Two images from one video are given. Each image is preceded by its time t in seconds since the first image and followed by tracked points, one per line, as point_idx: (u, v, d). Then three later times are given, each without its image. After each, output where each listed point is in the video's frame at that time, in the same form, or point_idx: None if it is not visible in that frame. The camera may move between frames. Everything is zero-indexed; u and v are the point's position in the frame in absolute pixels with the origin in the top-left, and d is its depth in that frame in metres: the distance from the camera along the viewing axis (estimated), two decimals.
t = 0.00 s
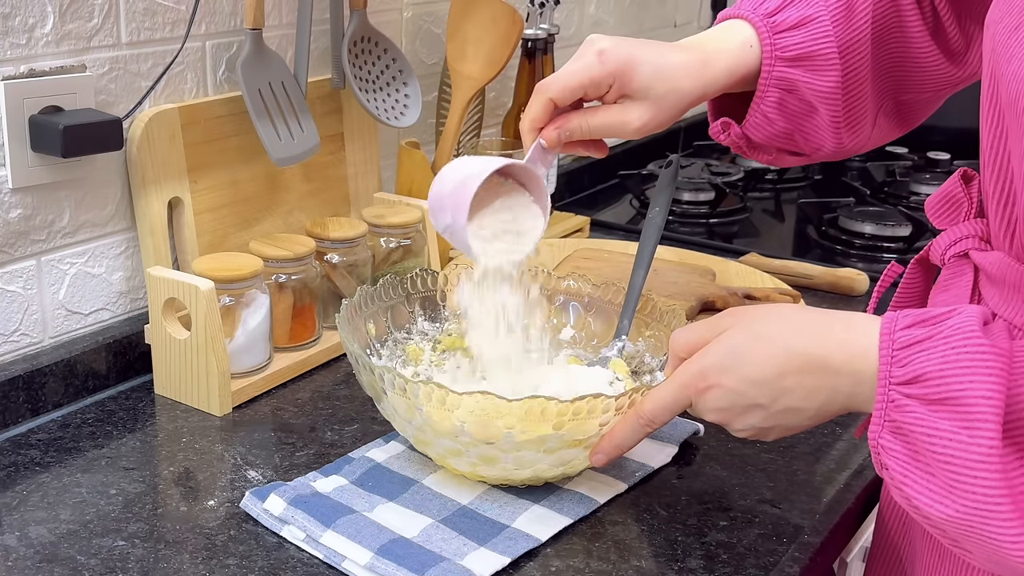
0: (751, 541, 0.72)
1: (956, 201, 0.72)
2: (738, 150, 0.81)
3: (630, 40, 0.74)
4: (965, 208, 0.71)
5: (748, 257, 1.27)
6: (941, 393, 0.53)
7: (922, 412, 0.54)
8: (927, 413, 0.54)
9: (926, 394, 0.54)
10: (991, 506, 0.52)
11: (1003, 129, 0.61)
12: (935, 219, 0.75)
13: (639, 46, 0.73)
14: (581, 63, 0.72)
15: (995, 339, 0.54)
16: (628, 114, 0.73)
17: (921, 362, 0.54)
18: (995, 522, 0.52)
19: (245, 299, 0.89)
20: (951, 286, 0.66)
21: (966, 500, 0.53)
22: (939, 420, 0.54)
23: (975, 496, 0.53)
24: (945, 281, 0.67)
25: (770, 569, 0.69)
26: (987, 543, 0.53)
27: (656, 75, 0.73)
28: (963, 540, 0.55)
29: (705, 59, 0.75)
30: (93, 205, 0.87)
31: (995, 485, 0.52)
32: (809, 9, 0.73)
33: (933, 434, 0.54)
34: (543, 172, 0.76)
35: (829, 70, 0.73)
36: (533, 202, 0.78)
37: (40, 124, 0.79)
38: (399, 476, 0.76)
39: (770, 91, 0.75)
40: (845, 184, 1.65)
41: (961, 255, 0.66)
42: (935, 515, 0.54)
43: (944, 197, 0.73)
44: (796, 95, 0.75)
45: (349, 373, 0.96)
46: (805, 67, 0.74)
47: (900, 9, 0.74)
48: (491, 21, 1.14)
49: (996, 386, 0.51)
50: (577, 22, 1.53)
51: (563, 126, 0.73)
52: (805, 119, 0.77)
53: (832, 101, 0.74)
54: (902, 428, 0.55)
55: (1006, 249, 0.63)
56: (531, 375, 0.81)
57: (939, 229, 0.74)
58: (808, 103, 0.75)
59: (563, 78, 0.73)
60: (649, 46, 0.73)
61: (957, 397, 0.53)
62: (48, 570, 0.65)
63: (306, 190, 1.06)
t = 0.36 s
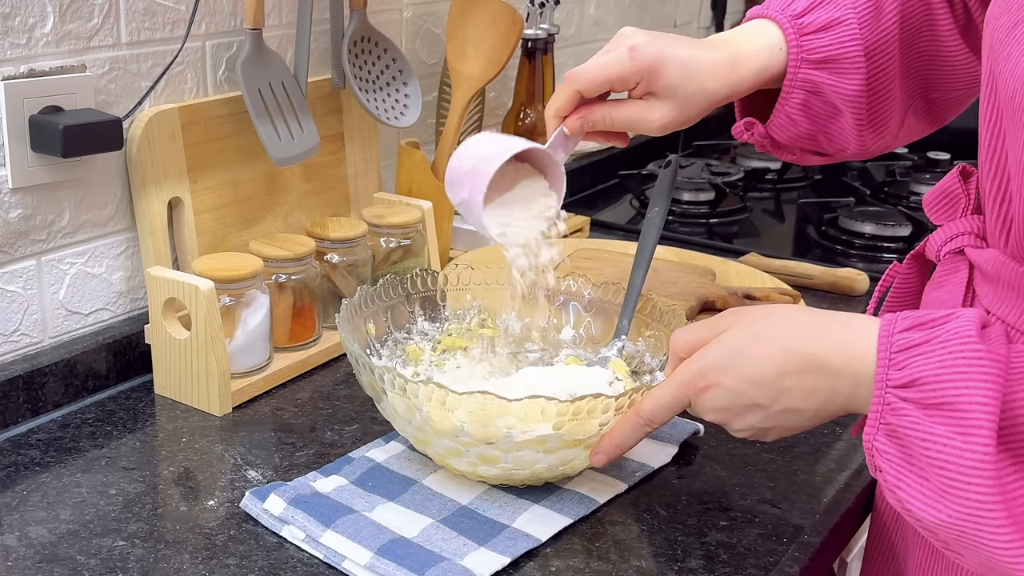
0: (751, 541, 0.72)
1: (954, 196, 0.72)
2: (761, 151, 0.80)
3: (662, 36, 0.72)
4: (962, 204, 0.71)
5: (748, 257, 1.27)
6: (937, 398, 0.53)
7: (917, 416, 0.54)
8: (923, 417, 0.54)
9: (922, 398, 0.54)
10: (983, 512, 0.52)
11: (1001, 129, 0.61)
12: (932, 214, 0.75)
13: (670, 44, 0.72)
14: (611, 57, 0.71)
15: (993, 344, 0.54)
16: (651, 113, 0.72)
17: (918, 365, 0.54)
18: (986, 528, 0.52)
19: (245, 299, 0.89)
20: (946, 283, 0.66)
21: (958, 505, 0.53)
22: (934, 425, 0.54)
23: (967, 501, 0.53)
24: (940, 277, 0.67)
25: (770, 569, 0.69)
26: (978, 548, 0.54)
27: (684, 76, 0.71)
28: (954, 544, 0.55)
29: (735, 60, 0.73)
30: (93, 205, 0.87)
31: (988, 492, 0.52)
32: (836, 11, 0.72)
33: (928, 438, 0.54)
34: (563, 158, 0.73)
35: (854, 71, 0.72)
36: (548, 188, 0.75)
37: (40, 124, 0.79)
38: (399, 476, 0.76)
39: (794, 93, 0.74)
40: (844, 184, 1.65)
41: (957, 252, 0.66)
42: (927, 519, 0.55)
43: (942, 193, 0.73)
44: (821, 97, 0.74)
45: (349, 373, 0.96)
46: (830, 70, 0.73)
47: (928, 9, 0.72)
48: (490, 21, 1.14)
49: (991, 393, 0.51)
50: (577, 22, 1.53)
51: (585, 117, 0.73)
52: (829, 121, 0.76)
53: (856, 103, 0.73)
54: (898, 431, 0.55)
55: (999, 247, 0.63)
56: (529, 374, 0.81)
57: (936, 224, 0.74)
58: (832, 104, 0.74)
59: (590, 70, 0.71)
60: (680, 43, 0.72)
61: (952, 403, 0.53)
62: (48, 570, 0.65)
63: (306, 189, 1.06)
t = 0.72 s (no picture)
0: (751, 541, 0.72)
1: (954, 195, 0.72)
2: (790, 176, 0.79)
3: (694, 58, 0.71)
4: (961, 204, 0.71)
5: (748, 257, 1.27)
6: (932, 393, 0.53)
7: (912, 412, 0.54)
8: (918, 413, 0.54)
9: (917, 394, 0.54)
10: (976, 508, 0.52)
11: (997, 130, 0.61)
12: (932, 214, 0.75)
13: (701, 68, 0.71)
14: (641, 78, 0.70)
15: (989, 342, 0.54)
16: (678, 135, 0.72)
17: (915, 362, 0.54)
18: (979, 525, 0.52)
19: (245, 299, 0.89)
20: (942, 281, 0.66)
21: (952, 501, 0.53)
22: (929, 420, 0.54)
23: (961, 497, 0.52)
24: (937, 275, 0.67)
25: (770, 569, 0.69)
26: (971, 545, 0.53)
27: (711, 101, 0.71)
28: (947, 542, 0.55)
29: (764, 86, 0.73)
30: (93, 205, 0.87)
31: (982, 488, 0.52)
32: (863, 34, 0.72)
33: (923, 434, 0.54)
34: (586, 176, 0.72)
35: (884, 94, 0.72)
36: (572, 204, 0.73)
37: (40, 124, 0.79)
38: (399, 476, 0.76)
39: (822, 117, 0.74)
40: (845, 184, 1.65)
41: (955, 251, 0.66)
42: (920, 515, 0.54)
43: (943, 191, 0.73)
44: (850, 120, 0.74)
45: (349, 373, 0.96)
46: (859, 93, 0.72)
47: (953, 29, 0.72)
48: (490, 21, 1.14)
49: (987, 388, 0.51)
50: (577, 22, 1.53)
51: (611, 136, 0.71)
52: (859, 145, 0.75)
53: (886, 127, 0.73)
54: (893, 427, 0.55)
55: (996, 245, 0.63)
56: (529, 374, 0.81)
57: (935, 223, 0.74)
58: (861, 128, 0.74)
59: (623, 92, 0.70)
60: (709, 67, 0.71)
61: (947, 399, 0.53)
62: (48, 570, 0.65)
63: (306, 189, 1.06)
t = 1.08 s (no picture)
0: (751, 541, 0.72)
1: (954, 201, 0.72)
2: (792, 178, 0.79)
3: (701, 56, 0.72)
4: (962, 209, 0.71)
5: (748, 257, 1.27)
6: (934, 394, 0.53)
7: (914, 412, 0.54)
8: (919, 413, 0.54)
9: (919, 394, 0.54)
10: (979, 508, 0.52)
11: (998, 135, 0.61)
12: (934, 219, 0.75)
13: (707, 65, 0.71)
14: (649, 72, 0.71)
15: (990, 341, 0.54)
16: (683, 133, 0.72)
17: (916, 362, 0.54)
18: (982, 524, 0.52)
19: (245, 299, 0.89)
20: (946, 286, 0.66)
21: (956, 501, 0.53)
22: (931, 420, 0.54)
23: (963, 497, 0.53)
24: (940, 281, 0.67)
25: (770, 569, 0.69)
26: (974, 545, 0.53)
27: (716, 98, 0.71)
28: (951, 542, 0.55)
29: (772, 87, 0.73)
30: (93, 205, 0.87)
31: (984, 488, 0.52)
32: (869, 39, 0.72)
33: (925, 434, 0.54)
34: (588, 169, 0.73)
35: (889, 98, 0.72)
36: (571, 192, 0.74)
37: (40, 124, 0.79)
38: (399, 476, 0.76)
39: (826, 119, 0.73)
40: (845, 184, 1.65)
41: (957, 255, 0.66)
42: (923, 515, 0.54)
43: (943, 198, 0.73)
44: (854, 124, 0.73)
45: (349, 373, 0.96)
46: (864, 96, 0.72)
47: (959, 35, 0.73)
48: (490, 21, 1.14)
49: (988, 388, 0.51)
50: (577, 22, 1.53)
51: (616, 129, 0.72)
52: (861, 148, 0.75)
53: (891, 130, 0.73)
54: (894, 427, 0.55)
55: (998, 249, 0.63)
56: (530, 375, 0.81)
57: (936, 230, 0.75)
58: (865, 131, 0.74)
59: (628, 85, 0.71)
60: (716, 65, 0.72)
61: (949, 399, 0.53)
62: (48, 570, 0.65)
63: (306, 189, 1.06)
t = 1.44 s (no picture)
0: (751, 541, 0.72)
1: (953, 199, 0.72)
2: (788, 169, 0.76)
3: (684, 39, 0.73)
4: (961, 207, 0.71)
5: (748, 257, 1.27)
6: (931, 395, 0.53)
7: (910, 413, 0.54)
8: (916, 414, 0.54)
9: (916, 395, 0.54)
10: (974, 510, 0.52)
11: (997, 136, 0.62)
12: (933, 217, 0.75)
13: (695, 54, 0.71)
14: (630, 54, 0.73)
15: (987, 343, 0.54)
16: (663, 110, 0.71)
17: (913, 363, 0.54)
18: (977, 526, 0.52)
19: (245, 299, 0.89)
20: (944, 285, 0.66)
21: (951, 502, 0.53)
22: (927, 422, 0.53)
23: (958, 499, 0.53)
24: (938, 279, 0.67)
25: (770, 569, 0.69)
26: (968, 547, 0.53)
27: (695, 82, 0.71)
28: (944, 544, 0.55)
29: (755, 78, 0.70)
30: (93, 205, 0.87)
31: (979, 490, 0.52)
32: (864, 25, 0.70)
33: (921, 435, 0.54)
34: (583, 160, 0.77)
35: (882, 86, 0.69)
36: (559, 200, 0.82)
37: (40, 124, 0.79)
38: (399, 476, 0.76)
39: (821, 106, 0.70)
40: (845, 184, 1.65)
41: (955, 254, 0.66)
42: (918, 516, 0.54)
43: (941, 195, 0.73)
44: (849, 110, 0.70)
45: (349, 373, 0.96)
46: (857, 83, 0.70)
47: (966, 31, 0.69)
48: (490, 21, 1.14)
49: (985, 390, 0.51)
50: (576, 22, 1.53)
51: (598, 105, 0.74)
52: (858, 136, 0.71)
53: (886, 115, 0.70)
54: (891, 428, 0.55)
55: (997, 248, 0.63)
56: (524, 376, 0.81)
57: (935, 227, 0.75)
58: (861, 117, 0.70)
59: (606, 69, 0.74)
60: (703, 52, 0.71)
61: (946, 401, 0.53)
62: (48, 570, 0.65)
63: (306, 189, 1.06)
